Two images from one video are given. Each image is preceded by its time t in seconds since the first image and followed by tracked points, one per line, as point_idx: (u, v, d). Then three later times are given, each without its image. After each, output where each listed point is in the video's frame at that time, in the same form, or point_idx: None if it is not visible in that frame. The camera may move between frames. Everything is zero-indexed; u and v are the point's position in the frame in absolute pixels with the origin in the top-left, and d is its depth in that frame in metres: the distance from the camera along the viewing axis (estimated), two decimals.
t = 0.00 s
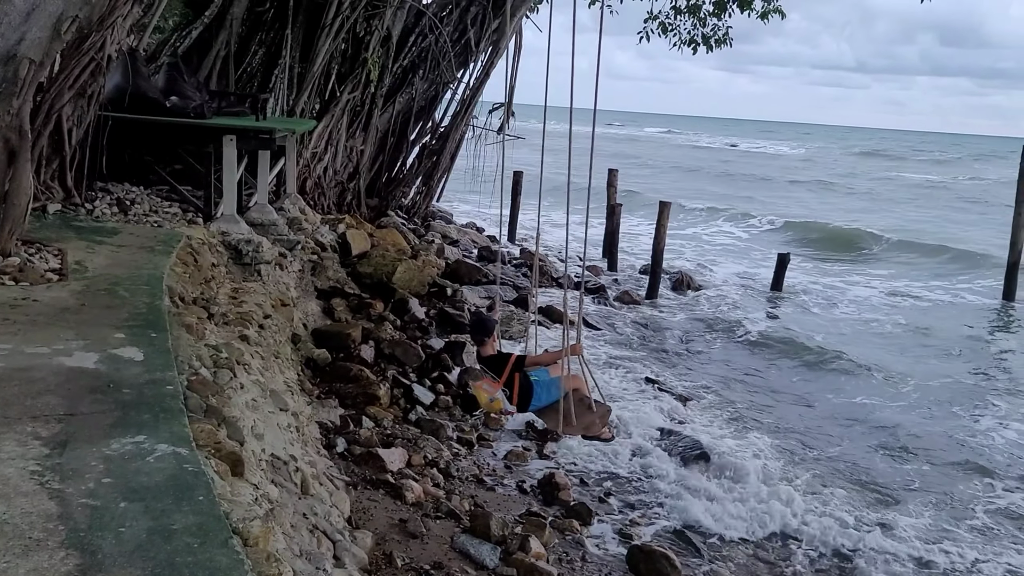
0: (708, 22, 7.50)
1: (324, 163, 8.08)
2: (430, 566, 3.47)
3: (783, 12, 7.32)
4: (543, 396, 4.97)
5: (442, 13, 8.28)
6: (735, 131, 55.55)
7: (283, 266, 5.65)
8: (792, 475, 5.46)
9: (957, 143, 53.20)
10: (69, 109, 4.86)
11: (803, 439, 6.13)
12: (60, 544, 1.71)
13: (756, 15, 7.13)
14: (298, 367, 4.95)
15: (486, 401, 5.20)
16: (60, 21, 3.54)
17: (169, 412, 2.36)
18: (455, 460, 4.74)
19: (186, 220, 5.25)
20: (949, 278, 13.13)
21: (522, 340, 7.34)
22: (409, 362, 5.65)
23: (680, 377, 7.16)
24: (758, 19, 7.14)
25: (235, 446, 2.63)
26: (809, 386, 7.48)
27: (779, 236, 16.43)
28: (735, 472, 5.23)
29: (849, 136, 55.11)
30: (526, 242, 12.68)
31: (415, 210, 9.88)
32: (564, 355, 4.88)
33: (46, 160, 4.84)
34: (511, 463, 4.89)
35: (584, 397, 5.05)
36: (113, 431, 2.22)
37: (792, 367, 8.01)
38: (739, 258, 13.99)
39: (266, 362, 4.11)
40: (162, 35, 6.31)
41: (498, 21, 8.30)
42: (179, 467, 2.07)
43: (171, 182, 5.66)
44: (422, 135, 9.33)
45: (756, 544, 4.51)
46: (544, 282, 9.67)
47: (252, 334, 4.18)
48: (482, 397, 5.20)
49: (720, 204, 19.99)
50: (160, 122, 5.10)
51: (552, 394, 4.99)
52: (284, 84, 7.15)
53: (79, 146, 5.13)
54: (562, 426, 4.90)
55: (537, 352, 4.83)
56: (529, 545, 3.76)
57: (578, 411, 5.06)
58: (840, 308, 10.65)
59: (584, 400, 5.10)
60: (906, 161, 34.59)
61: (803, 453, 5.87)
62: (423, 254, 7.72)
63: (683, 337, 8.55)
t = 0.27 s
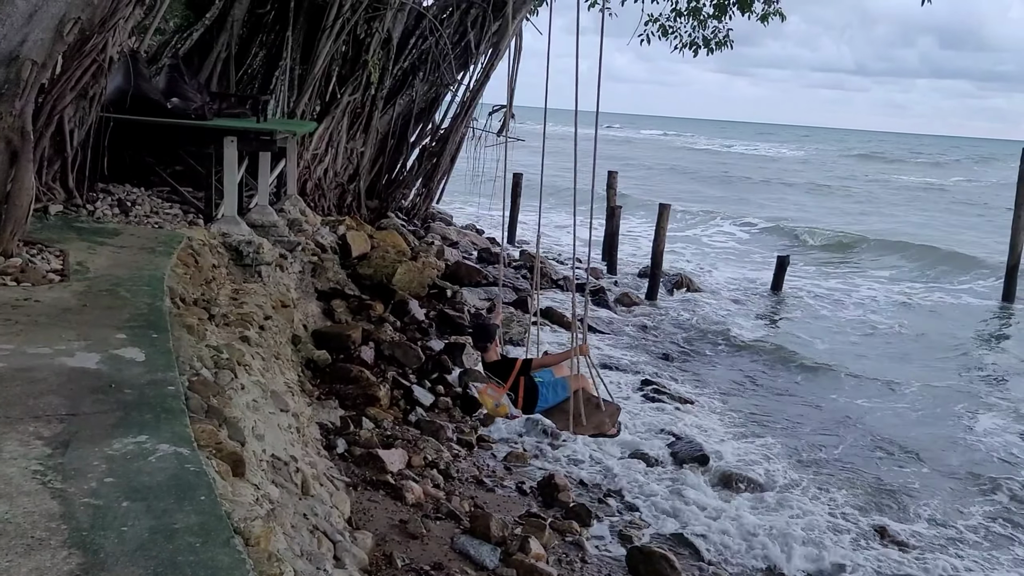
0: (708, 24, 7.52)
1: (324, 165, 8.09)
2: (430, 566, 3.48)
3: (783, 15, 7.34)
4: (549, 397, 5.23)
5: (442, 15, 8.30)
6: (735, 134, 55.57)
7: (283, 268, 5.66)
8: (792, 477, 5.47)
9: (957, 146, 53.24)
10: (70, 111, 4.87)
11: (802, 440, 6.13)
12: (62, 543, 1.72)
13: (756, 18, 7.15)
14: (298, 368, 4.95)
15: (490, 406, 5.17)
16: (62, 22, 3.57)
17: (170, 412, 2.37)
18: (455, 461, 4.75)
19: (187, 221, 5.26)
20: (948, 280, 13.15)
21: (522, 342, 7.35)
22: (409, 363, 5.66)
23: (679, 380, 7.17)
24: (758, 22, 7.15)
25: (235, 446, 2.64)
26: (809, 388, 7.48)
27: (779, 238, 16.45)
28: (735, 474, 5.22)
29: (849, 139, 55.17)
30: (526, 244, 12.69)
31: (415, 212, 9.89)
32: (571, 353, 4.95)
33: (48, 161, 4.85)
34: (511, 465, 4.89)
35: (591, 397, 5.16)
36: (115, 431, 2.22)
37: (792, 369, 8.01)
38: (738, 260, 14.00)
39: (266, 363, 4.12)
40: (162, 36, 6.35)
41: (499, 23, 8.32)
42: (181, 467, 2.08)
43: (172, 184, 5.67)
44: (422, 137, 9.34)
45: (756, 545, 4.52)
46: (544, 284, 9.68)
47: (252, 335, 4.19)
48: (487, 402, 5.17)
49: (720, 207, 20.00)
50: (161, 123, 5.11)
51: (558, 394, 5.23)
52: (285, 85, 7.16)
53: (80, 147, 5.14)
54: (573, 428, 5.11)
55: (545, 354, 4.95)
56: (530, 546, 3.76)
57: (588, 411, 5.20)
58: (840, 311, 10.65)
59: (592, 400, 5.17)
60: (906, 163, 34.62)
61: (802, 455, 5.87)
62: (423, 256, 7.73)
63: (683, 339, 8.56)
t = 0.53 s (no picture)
0: (709, 25, 7.52)
1: (324, 166, 8.10)
2: (430, 566, 3.48)
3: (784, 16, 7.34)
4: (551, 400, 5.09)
5: (442, 15, 8.31)
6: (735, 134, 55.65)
7: (283, 268, 5.67)
8: (791, 477, 5.48)
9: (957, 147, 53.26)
10: (71, 111, 4.88)
11: (801, 441, 6.14)
12: (63, 542, 1.72)
13: (758, 19, 7.15)
14: (298, 369, 4.96)
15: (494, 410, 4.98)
16: (63, 22, 3.57)
17: (171, 412, 2.38)
18: (455, 461, 4.76)
19: (188, 222, 5.27)
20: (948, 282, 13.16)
21: (522, 343, 7.35)
22: (410, 364, 5.67)
23: (679, 381, 7.17)
24: (760, 23, 7.16)
25: (236, 446, 2.64)
26: (809, 389, 7.49)
27: (779, 239, 16.45)
28: (735, 474, 5.21)
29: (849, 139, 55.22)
30: (526, 245, 12.69)
31: (415, 213, 9.90)
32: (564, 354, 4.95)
33: (49, 161, 4.86)
34: (511, 465, 4.90)
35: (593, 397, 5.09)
36: (117, 431, 2.23)
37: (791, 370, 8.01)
38: (738, 261, 14.01)
39: (266, 363, 4.12)
40: (162, 37, 6.41)
41: (499, 24, 8.33)
42: (182, 466, 2.08)
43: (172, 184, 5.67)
44: (423, 138, 9.35)
45: (756, 545, 4.52)
46: (544, 285, 9.68)
47: (253, 336, 4.19)
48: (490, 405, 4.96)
49: (720, 208, 20.01)
50: (161, 123, 5.12)
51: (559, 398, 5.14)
52: (285, 86, 7.17)
53: (81, 147, 5.15)
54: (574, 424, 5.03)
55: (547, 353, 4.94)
56: (530, 546, 3.77)
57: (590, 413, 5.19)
58: (840, 311, 10.65)
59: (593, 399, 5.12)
60: (906, 165, 34.63)
61: (802, 455, 5.88)
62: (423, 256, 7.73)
63: (683, 340, 8.56)
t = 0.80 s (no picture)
0: (711, 26, 7.52)
1: (325, 166, 8.10)
2: (430, 566, 3.48)
3: (786, 17, 7.34)
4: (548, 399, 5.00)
5: (444, 16, 8.33)
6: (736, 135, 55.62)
7: (284, 268, 5.67)
8: (792, 478, 5.47)
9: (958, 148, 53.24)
10: (73, 111, 4.88)
11: (802, 442, 6.14)
12: (64, 541, 1.73)
13: (759, 20, 7.15)
14: (299, 368, 4.96)
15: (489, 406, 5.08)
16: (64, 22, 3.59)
17: (172, 411, 2.38)
18: (455, 461, 4.76)
19: (189, 221, 5.27)
20: (950, 282, 13.15)
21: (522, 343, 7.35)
22: (410, 364, 5.68)
23: (680, 381, 7.17)
24: (762, 24, 7.16)
25: (237, 446, 2.64)
26: (809, 389, 7.48)
27: (780, 239, 16.45)
28: (735, 475, 5.21)
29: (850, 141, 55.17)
30: (527, 245, 12.70)
31: (416, 213, 9.89)
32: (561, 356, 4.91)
33: (50, 161, 4.86)
34: (512, 466, 4.90)
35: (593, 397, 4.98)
36: (118, 430, 2.23)
37: (792, 370, 8.01)
38: (739, 262, 14.00)
39: (267, 363, 4.13)
40: (164, 37, 6.45)
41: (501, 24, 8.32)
42: (183, 465, 2.08)
43: (174, 184, 5.68)
44: (424, 138, 9.35)
45: (757, 546, 4.51)
46: (545, 286, 9.68)
47: (254, 335, 4.20)
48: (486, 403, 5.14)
49: (721, 208, 20.02)
50: (163, 123, 5.12)
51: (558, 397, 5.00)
52: (287, 86, 7.17)
53: (83, 146, 5.15)
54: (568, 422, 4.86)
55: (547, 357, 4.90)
56: (530, 546, 3.77)
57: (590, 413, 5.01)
58: (840, 312, 10.65)
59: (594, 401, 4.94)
60: (907, 166, 34.63)
61: (802, 456, 5.88)
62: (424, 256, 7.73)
63: (683, 340, 8.55)
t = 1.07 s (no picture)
0: (713, 28, 7.53)
1: (327, 166, 8.10)
2: (430, 566, 3.48)
3: (787, 19, 7.34)
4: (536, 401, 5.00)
5: (445, 16, 8.34)
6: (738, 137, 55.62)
7: (285, 268, 5.67)
8: (792, 479, 5.47)
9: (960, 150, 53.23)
10: (75, 110, 4.88)
11: (803, 443, 6.13)
12: (65, 539, 1.73)
13: (761, 22, 7.16)
14: (300, 368, 4.96)
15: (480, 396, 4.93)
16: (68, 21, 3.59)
17: (173, 410, 2.38)
18: (456, 462, 4.76)
19: (190, 221, 5.28)
20: (950, 284, 13.15)
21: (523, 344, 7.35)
22: (411, 364, 5.68)
23: (680, 383, 7.16)
24: (763, 26, 7.16)
25: (238, 445, 2.64)
26: (810, 391, 7.48)
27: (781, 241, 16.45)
28: (736, 476, 5.22)
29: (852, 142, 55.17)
30: (528, 246, 12.70)
31: (417, 213, 9.89)
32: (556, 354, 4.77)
33: (52, 160, 4.86)
34: (513, 467, 4.90)
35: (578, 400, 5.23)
36: (119, 429, 2.23)
37: (792, 372, 8.01)
38: (739, 263, 14.00)
39: (268, 362, 4.13)
40: (167, 37, 6.36)
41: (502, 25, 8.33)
42: (184, 464, 2.08)
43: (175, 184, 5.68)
44: (425, 138, 9.36)
45: (757, 547, 4.51)
46: (545, 286, 9.68)
47: (255, 335, 4.20)
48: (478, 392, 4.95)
49: (722, 210, 20.02)
50: (164, 123, 5.12)
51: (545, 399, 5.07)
52: (289, 86, 7.17)
53: (85, 146, 5.15)
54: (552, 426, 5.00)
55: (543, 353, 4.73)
56: (530, 547, 3.77)
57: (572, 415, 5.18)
58: (841, 314, 10.65)
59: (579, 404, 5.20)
60: (908, 168, 34.63)
61: (802, 457, 5.88)
62: (425, 257, 7.74)
63: (683, 341, 8.55)
